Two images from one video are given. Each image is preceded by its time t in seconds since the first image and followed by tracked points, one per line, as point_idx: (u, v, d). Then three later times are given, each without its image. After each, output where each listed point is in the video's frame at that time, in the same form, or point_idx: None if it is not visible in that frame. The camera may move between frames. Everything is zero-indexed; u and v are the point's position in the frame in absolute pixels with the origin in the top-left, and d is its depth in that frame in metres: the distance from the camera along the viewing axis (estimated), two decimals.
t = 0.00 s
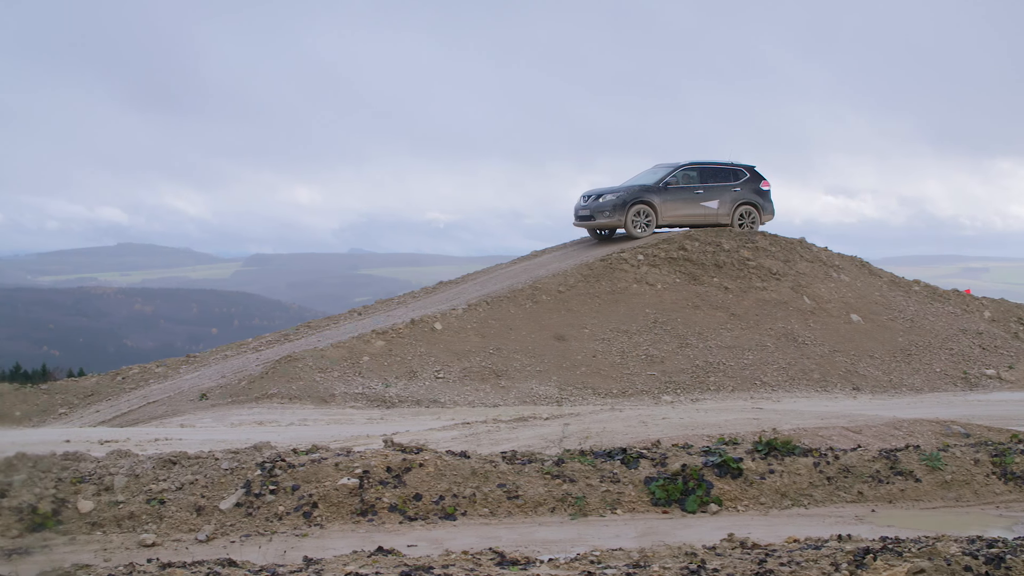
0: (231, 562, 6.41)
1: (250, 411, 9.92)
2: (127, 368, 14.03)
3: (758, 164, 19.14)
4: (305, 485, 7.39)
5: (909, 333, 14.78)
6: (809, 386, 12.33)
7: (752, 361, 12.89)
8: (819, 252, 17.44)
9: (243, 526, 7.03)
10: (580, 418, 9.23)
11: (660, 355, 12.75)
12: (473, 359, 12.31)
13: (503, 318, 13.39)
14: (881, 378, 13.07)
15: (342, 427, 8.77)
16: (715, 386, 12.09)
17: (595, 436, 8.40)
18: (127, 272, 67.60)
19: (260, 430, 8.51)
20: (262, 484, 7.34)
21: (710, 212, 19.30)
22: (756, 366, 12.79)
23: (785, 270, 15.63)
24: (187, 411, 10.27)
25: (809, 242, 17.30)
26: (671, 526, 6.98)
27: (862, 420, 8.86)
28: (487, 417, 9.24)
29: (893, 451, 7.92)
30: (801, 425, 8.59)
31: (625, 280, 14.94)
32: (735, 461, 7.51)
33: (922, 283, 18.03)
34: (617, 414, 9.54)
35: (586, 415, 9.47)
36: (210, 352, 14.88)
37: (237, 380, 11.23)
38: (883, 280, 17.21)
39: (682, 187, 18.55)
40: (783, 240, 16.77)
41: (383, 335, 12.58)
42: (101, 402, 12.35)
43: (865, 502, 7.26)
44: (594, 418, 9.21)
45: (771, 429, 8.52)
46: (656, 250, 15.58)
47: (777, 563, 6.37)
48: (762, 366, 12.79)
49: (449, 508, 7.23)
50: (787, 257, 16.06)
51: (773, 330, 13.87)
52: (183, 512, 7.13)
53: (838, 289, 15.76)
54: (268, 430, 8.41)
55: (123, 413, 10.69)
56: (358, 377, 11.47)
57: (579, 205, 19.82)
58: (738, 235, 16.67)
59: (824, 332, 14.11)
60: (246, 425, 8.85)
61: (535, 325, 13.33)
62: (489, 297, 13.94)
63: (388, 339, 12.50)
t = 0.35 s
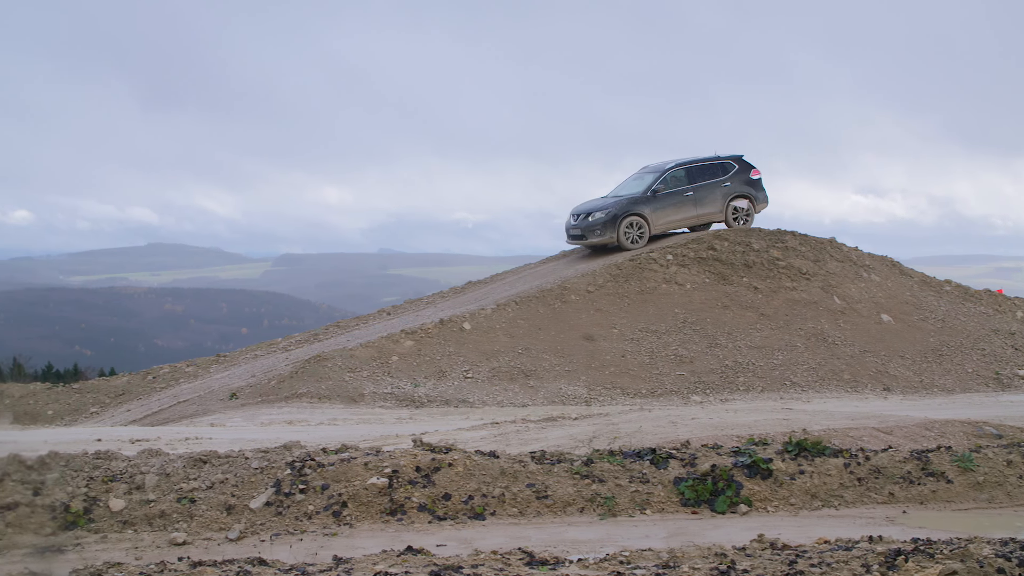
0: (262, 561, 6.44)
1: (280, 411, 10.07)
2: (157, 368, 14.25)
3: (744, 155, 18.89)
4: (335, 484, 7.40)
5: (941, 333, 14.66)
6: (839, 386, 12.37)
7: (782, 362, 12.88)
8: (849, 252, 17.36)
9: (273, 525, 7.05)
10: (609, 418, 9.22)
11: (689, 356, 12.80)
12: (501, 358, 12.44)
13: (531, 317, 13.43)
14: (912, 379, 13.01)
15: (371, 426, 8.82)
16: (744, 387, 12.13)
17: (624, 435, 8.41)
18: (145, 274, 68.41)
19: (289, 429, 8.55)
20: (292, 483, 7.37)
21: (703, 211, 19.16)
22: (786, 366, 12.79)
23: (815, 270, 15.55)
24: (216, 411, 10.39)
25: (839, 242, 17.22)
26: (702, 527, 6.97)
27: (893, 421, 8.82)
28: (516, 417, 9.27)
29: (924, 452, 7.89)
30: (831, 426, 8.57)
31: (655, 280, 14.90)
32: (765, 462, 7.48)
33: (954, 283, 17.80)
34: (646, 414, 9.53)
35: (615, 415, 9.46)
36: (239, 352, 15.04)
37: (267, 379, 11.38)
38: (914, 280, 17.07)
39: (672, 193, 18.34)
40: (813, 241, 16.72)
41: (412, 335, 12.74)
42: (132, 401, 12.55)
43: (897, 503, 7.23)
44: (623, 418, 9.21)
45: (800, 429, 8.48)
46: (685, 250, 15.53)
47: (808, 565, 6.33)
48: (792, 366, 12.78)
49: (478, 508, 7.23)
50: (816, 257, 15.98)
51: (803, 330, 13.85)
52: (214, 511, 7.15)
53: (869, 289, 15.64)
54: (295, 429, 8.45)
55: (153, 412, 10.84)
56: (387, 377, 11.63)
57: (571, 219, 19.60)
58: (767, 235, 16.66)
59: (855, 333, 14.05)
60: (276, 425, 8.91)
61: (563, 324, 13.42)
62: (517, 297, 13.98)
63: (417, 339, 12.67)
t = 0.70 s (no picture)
0: (288, 560, 6.46)
1: (306, 410, 10.18)
2: (181, 368, 14.43)
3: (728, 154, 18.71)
4: (360, 484, 7.42)
5: (967, 334, 14.58)
6: (865, 387, 12.35)
7: (808, 363, 12.87)
8: (875, 252, 17.29)
9: (299, 525, 7.06)
10: (634, 418, 9.23)
11: (715, 356, 12.81)
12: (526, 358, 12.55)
13: (556, 317, 13.50)
14: (939, 380, 12.96)
15: (397, 426, 8.85)
16: (769, 387, 12.13)
17: (650, 436, 8.41)
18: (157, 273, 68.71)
19: (315, 429, 8.59)
20: (317, 483, 7.38)
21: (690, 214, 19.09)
22: (812, 367, 12.78)
23: (841, 270, 15.50)
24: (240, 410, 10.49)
25: (865, 242, 17.16)
26: (728, 527, 6.96)
27: (920, 422, 8.81)
28: (541, 417, 9.42)
29: (952, 453, 7.88)
30: (858, 427, 8.57)
31: (680, 280, 14.95)
32: (791, 463, 7.47)
33: (981, 284, 17.63)
34: (671, 414, 9.54)
35: (640, 415, 9.48)
36: (265, 352, 15.17)
37: (293, 379, 11.52)
38: (941, 280, 16.96)
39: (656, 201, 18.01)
40: (839, 241, 16.68)
41: (437, 335, 12.88)
42: (158, 400, 12.70)
43: (923, 504, 7.20)
44: (649, 418, 9.22)
45: (826, 430, 8.47)
46: (710, 250, 15.58)
47: (835, 566, 6.28)
48: (819, 367, 12.78)
49: (503, 508, 7.23)
50: (842, 258, 15.94)
51: (828, 330, 13.83)
52: (240, 510, 7.18)
53: (895, 289, 15.58)
54: (320, 429, 8.50)
55: (179, 411, 10.97)
56: (412, 377, 11.73)
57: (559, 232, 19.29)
58: (792, 235, 16.68)
59: (881, 333, 14.01)
60: (302, 424, 9.01)
61: (588, 324, 13.49)
62: (543, 296, 14.07)
63: (443, 338, 12.83)
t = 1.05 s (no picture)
0: (311, 559, 6.48)
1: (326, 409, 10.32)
2: (203, 368, 14.64)
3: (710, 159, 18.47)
4: (383, 483, 7.43)
5: (991, 334, 14.50)
6: (889, 387, 12.31)
7: (831, 363, 12.85)
8: (898, 252, 17.24)
9: (321, 524, 7.07)
10: (656, 417, 9.22)
11: (737, 356, 12.81)
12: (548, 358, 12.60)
13: (578, 317, 13.56)
14: (963, 381, 12.89)
15: (419, 426, 8.87)
16: (792, 387, 12.10)
17: (672, 436, 8.41)
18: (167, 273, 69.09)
19: (338, 429, 8.61)
20: (340, 482, 7.39)
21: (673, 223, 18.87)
22: (835, 367, 12.76)
23: (865, 270, 15.46)
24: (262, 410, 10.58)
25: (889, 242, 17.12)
26: (750, 527, 6.94)
27: (944, 422, 8.79)
28: (562, 417, 9.42)
29: (976, 454, 7.86)
30: (881, 427, 8.56)
31: (703, 280, 14.97)
32: (814, 463, 7.45)
33: (1005, 283, 17.47)
34: (694, 414, 9.54)
35: (662, 415, 9.49)
36: (288, 352, 15.35)
37: (316, 378, 11.70)
38: (965, 280, 16.86)
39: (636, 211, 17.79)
40: (862, 241, 16.65)
41: (459, 334, 13.00)
42: (181, 400, 12.87)
43: (947, 505, 7.17)
44: (671, 418, 9.21)
45: (850, 431, 8.46)
46: (733, 250, 15.59)
47: (858, 566, 6.24)
48: (842, 367, 12.75)
49: (525, 508, 7.23)
50: (865, 258, 15.92)
51: (851, 330, 13.80)
52: (263, 509, 7.20)
53: (919, 289, 15.52)
54: (342, 428, 8.54)
55: (202, 411, 11.10)
56: (433, 377, 11.80)
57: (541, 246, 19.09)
58: (815, 235, 16.68)
59: (904, 333, 13.97)
60: (325, 423, 9.08)
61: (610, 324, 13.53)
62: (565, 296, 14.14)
63: (464, 338, 12.92)
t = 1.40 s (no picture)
0: (331, 558, 6.49)
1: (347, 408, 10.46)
2: (223, 368, 14.88)
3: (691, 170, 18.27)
4: (402, 483, 7.44)
5: (1013, 335, 14.43)
6: (910, 387, 12.26)
7: (852, 363, 12.84)
8: (919, 252, 17.21)
9: (341, 523, 7.08)
10: (676, 417, 9.20)
11: (757, 355, 12.82)
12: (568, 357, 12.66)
13: (598, 318, 13.76)
14: (985, 380, 12.81)
15: (438, 425, 8.90)
16: (812, 387, 12.09)
17: (692, 435, 8.40)
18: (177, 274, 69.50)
19: (357, 428, 8.65)
20: (360, 481, 7.40)
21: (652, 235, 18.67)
22: (856, 367, 12.75)
23: (885, 270, 15.44)
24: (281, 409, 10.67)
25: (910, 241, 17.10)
26: (770, 528, 6.92)
27: (966, 423, 8.79)
28: (582, 417, 9.33)
29: (999, 454, 7.83)
30: (902, 427, 8.55)
31: (723, 280, 15.11)
32: (834, 463, 7.44)
33: None
34: (714, 414, 9.53)
35: (682, 415, 9.48)
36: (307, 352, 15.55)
37: (336, 377, 11.89)
38: (987, 280, 16.77)
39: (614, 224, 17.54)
40: (882, 240, 16.64)
41: (479, 334, 13.16)
42: (202, 400, 13.06)
43: (969, 505, 7.14)
44: (691, 417, 9.18)
45: (871, 431, 8.45)
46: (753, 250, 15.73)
47: (880, 567, 6.20)
48: (862, 367, 12.72)
49: (545, 507, 7.23)
50: (886, 258, 15.89)
51: (872, 330, 13.79)
52: (284, 508, 7.22)
53: (940, 289, 15.48)
54: (361, 426, 8.60)
55: (223, 411, 11.27)
56: (451, 377, 11.84)
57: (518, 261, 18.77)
58: (836, 235, 16.70)
59: (926, 333, 13.93)
60: (345, 422, 9.12)
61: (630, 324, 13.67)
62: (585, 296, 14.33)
63: (484, 338, 13.11)
